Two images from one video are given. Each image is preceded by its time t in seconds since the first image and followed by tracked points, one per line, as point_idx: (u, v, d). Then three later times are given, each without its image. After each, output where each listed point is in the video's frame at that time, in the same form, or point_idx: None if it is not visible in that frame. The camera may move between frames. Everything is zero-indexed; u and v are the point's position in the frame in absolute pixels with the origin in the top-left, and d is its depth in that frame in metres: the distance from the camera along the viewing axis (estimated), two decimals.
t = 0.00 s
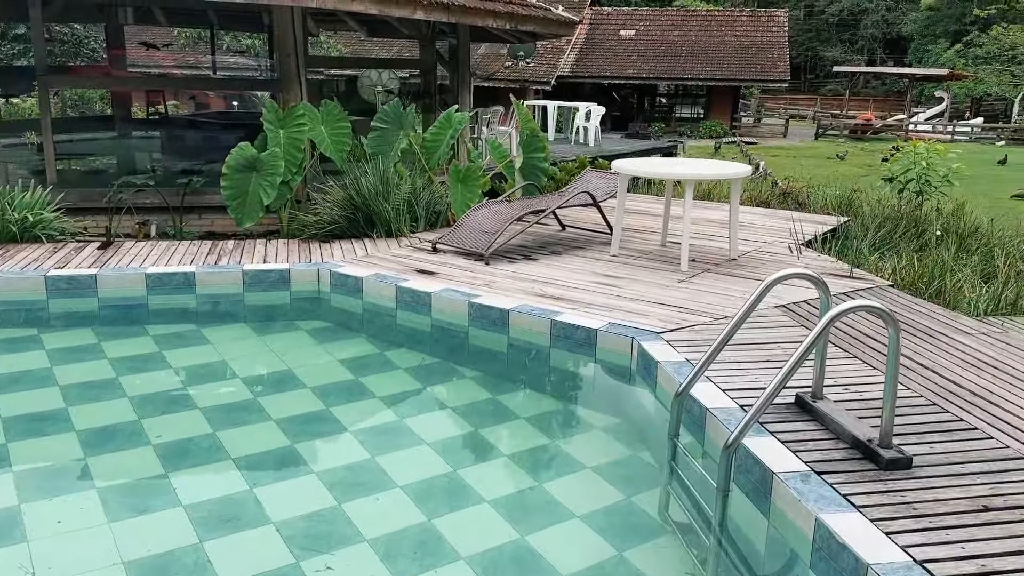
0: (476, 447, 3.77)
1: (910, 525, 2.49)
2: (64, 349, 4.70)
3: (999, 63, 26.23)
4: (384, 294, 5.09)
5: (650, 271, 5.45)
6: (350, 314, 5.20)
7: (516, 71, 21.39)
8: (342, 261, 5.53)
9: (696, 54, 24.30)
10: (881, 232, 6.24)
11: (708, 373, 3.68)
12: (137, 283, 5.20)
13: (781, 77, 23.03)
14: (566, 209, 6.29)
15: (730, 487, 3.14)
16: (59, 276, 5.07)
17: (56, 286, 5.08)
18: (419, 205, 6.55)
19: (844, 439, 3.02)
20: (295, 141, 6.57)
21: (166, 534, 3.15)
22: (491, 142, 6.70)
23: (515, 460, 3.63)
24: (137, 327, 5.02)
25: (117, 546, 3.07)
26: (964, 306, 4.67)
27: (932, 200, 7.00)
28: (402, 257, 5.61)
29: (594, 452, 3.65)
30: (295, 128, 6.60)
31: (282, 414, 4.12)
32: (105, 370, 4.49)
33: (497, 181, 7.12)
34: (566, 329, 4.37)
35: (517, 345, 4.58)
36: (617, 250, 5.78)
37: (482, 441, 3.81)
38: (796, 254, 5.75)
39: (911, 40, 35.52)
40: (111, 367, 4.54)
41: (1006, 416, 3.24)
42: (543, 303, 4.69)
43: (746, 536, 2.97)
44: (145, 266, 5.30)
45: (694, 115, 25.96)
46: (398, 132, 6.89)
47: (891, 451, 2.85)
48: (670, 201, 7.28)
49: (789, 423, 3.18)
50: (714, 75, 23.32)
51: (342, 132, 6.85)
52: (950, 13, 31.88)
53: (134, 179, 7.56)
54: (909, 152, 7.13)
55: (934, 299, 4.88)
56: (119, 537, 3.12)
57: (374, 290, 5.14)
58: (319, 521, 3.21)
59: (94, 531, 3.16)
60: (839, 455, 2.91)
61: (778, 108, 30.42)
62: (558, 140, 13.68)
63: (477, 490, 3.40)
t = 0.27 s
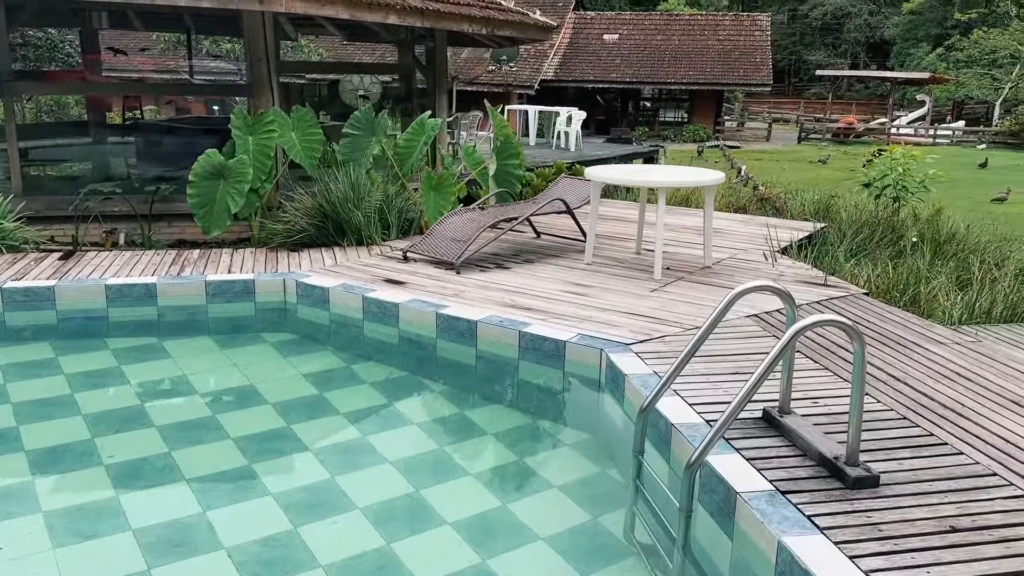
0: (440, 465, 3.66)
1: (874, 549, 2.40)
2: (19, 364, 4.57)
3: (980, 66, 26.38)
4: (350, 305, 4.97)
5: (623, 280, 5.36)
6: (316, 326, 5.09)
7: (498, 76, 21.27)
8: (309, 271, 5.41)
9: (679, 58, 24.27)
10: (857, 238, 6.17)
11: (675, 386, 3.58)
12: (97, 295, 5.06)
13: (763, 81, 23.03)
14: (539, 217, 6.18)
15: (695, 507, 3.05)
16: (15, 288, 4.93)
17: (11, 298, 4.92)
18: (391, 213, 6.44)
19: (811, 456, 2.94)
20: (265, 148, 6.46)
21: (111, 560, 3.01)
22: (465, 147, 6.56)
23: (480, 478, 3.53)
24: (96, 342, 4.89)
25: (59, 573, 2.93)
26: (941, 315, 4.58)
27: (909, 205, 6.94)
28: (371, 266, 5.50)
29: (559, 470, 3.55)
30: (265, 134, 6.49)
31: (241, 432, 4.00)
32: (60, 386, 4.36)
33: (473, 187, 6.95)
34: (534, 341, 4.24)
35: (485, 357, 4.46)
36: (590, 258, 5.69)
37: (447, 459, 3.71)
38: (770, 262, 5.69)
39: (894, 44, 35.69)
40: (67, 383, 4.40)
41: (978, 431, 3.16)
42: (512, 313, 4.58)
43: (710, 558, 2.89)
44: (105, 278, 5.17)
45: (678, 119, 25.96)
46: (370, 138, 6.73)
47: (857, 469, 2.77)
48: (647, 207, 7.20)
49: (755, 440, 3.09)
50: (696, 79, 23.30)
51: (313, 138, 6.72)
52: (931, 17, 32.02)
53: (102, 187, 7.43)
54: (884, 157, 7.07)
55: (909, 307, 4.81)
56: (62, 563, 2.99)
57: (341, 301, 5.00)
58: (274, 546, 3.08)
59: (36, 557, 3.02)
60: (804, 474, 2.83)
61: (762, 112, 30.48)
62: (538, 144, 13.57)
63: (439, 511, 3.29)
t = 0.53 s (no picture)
0: (399, 480, 3.54)
1: (834, 565, 2.32)
2: None
3: (957, 70, 26.60)
4: (312, 313, 4.85)
5: (593, 285, 5.27)
6: (277, 335, 4.96)
7: (478, 79, 21.18)
8: (270, 278, 5.29)
9: (659, 61, 24.28)
10: (830, 242, 6.12)
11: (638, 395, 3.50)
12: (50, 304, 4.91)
13: (743, 84, 23.08)
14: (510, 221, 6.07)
15: (656, 522, 2.96)
16: None
17: None
18: (360, 218, 6.31)
19: (773, 467, 2.86)
20: (229, 152, 6.34)
21: None
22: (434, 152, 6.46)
23: (440, 493, 3.41)
24: (49, 353, 4.74)
25: None
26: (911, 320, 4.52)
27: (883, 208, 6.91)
28: (336, 272, 5.38)
29: (522, 485, 3.45)
30: (229, 138, 6.36)
31: (194, 447, 3.87)
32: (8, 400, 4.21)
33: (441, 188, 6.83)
34: (498, 349, 4.14)
35: (449, 366, 4.35)
36: (560, 263, 5.60)
37: (407, 473, 3.58)
38: (742, 266, 5.63)
39: (872, 48, 35.94)
40: (16, 396, 4.25)
41: (945, 439, 3.09)
42: (477, 321, 4.47)
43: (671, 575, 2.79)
44: (60, 286, 5.03)
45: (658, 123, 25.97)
46: (338, 142, 6.58)
47: (819, 481, 2.69)
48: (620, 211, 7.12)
49: (717, 451, 3.01)
50: (676, 83, 23.32)
51: (280, 142, 6.60)
52: (910, 21, 32.27)
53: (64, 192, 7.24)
54: (857, 160, 7.04)
55: (879, 311, 4.75)
56: None
57: (303, 309, 4.89)
58: (222, 567, 2.94)
59: None
60: (765, 487, 2.74)
61: (743, 116, 30.57)
62: (517, 148, 13.47)
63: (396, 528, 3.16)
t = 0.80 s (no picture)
0: (353, 499, 3.38)
1: None
2: None
3: (931, 73, 26.82)
4: (267, 324, 4.70)
5: (558, 292, 5.16)
6: (233, 346, 4.81)
7: (454, 83, 21.00)
8: (225, 287, 5.14)
9: (636, 65, 24.27)
10: (799, 247, 6.06)
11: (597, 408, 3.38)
12: None
13: (720, 88, 23.11)
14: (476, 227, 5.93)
15: (613, 543, 2.84)
16: None
17: None
18: (322, 224, 6.17)
19: (731, 483, 2.76)
20: (188, 157, 6.19)
21: None
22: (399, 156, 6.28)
23: (394, 513, 3.26)
24: None
25: None
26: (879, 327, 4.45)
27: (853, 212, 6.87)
28: (294, 281, 5.24)
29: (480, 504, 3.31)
30: (188, 143, 6.21)
31: (139, 466, 3.69)
32: None
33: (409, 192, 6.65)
34: (457, 360, 4.00)
35: (408, 378, 4.21)
36: (526, 269, 5.49)
37: (361, 492, 3.43)
38: (710, 272, 5.54)
39: (848, 51, 36.21)
40: None
41: (909, 451, 3.00)
42: (437, 329, 4.31)
43: None
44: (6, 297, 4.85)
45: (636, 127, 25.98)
46: (301, 147, 6.40)
47: (777, 498, 2.59)
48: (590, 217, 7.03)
49: (675, 466, 2.90)
50: (654, 86, 23.30)
51: (241, 146, 6.44)
52: (885, 25, 32.52)
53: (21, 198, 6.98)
54: (826, 164, 6.99)
55: (847, 318, 4.68)
56: None
57: (257, 319, 4.75)
58: None
59: None
60: (723, 504, 2.64)
61: (720, 119, 30.66)
62: (491, 152, 13.34)
63: (348, 550, 3.00)
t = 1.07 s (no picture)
0: (302, 522, 3.23)
1: None
2: None
3: (902, 77, 27.09)
4: (219, 336, 4.55)
5: (522, 300, 5.05)
6: (185, 361, 4.66)
7: (428, 87, 20.83)
8: (177, 298, 4.99)
9: (611, 69, 24.27)
10: (767, 253, 6.00)
11: (553, 423, 3.27)
12: None
13: (694, 92, 23.15)
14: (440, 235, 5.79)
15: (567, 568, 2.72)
16: None
17: None
18: (282, 232, 6.04)
19: (686, 503, 2.67)
20: (143, 165, 6.02)
21: None
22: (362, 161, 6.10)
23: (344, 537, 3.12)
24: None
25: None
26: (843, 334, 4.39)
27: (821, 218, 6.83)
28: (250, 292, 5.09)
29: (434, 526, 3.19)
30: (143, 150, 6.04)
31: (78, 490, 3.52)
32: None
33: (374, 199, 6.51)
34: (413, 374, 3.87)
35: (363, 393, 4.08)
36: (490, 278, 5.38)
37: (311, 515, 3.28)
38: (677, 280, 5.46)
39: (821, 56, 36.51)
40: None
41: (870, 466, 2.92)
42: (394, 342, 4.20)
43: None
44: None
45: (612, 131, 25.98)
46: (261, 153, 6.28)
47: (732, 519, 2.50)
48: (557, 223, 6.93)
49: (630, 485, 2.80)
50: (628, 90, 23.29)
51: (200, 153, 6.28)
52: (856, 29, 32.83)
53: None
54: (795, 169, 6.94)
55: (813, 325, 4.62)
56: None
57: (209, 332, 4.59)
58: None
59: None
60: (677, 526, 2.54)
61: (696, 123, 30.77)
62: (463, 157, 13.21)
63: None
